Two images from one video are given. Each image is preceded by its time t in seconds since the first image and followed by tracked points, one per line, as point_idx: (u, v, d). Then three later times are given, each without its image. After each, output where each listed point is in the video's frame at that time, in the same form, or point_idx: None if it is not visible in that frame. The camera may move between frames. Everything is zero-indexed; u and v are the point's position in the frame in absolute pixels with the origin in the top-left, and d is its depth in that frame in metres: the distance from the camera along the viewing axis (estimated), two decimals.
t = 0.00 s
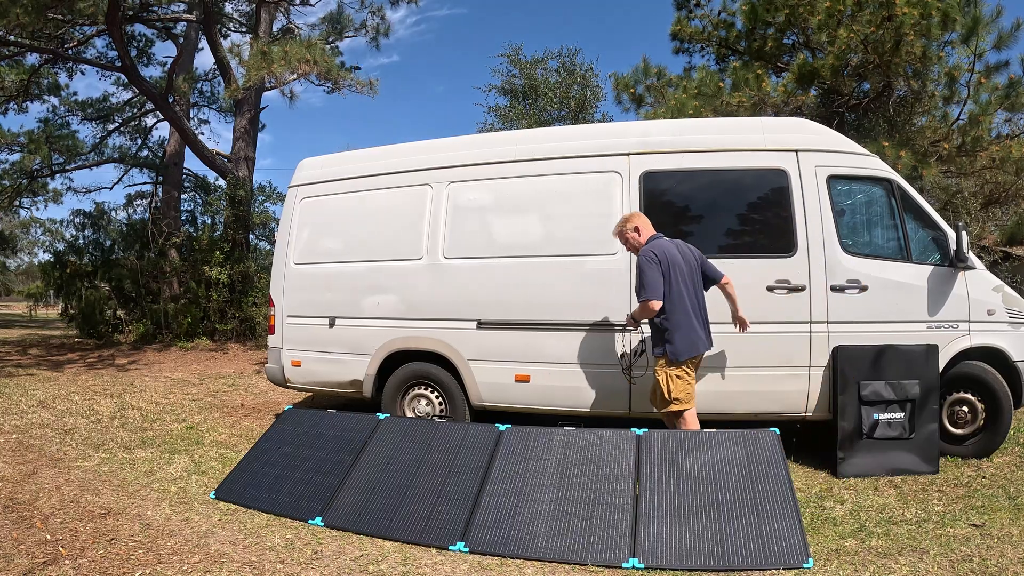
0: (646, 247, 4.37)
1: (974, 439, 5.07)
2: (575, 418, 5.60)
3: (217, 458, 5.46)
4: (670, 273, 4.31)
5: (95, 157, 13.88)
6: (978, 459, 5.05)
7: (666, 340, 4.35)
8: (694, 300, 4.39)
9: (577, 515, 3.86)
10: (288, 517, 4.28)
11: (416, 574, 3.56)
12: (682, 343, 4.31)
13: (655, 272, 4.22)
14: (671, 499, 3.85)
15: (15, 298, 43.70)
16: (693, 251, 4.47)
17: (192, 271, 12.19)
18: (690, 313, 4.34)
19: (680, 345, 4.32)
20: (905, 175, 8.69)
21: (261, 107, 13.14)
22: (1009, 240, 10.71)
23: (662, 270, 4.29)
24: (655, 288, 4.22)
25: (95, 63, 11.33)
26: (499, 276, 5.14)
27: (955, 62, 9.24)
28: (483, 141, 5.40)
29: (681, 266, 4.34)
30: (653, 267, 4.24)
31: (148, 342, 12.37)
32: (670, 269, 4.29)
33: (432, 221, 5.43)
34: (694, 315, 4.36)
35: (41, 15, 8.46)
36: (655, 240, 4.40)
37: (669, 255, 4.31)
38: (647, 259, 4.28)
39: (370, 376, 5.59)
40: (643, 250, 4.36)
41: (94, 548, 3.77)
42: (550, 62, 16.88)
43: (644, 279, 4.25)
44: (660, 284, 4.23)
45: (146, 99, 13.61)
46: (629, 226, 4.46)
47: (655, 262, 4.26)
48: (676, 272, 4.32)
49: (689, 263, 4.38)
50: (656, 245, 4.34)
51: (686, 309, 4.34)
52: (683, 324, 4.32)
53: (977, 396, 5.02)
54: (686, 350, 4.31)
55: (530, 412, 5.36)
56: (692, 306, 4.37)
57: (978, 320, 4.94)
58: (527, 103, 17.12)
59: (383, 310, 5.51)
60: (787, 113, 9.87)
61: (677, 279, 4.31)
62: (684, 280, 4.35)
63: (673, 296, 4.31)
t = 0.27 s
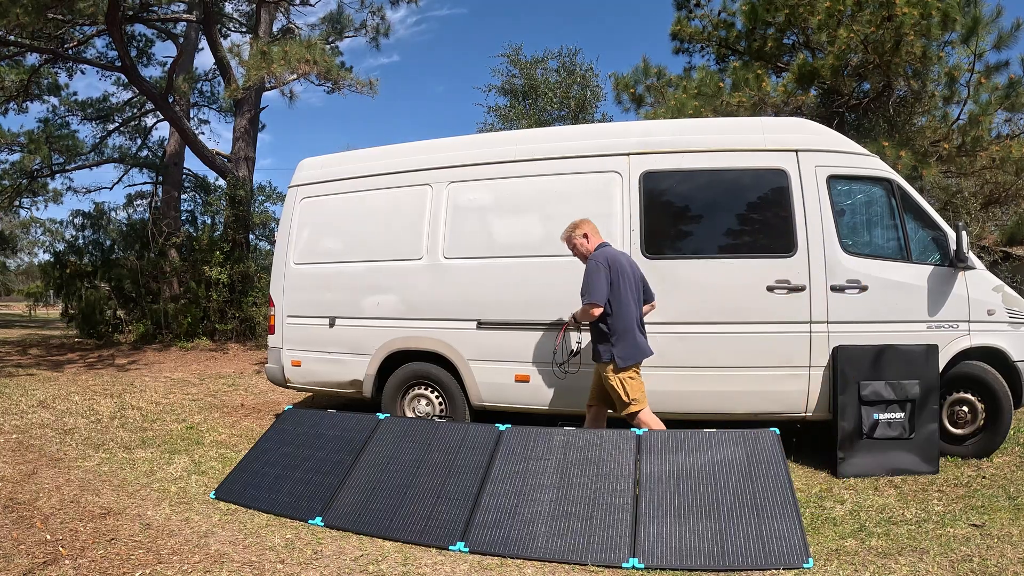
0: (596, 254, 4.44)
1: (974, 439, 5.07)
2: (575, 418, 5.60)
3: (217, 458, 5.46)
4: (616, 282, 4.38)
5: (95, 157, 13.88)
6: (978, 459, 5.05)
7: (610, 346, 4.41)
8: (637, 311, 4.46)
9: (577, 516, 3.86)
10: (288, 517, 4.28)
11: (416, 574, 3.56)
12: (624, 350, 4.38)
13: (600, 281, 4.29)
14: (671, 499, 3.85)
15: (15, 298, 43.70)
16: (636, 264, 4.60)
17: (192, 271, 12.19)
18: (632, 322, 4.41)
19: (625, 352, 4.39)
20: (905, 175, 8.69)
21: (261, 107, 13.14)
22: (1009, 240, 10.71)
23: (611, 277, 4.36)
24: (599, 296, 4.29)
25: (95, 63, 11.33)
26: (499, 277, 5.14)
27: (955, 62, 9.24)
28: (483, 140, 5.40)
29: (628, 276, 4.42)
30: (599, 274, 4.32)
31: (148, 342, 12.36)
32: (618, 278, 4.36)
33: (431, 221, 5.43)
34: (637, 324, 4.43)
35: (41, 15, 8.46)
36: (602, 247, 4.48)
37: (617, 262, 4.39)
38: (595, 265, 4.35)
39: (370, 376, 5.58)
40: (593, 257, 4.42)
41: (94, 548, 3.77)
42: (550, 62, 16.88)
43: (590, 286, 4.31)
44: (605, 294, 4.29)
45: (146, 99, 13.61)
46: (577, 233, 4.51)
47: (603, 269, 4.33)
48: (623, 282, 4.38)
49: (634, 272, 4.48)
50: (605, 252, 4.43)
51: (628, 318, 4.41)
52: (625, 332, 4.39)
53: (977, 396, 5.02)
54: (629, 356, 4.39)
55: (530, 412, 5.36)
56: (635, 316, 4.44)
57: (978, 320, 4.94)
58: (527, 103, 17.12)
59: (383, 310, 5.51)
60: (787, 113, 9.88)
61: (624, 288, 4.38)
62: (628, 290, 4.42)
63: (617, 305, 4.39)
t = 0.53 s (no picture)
0: (547, 246, 4.55)
1: (974, 439, 5.07)
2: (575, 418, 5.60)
3: (217, 458, 5.46)
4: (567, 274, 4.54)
5: (95, 157, 13.88)
6: (978, 459, 5.05)
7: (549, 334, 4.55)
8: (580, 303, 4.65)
9: (577, 516, 3.86)
10: (288, 517, 4.28)
11: (416, 574, 3.56)
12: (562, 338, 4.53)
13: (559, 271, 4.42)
14: (671, 499, 3.85)
15: (14, 298, 43.69)
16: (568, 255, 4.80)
17: (192, 271, 12.20)
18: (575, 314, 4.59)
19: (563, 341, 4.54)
20: (905, 175, 8.69)
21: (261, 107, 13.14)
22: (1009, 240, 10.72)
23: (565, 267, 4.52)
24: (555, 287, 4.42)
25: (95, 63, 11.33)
26: (500, 277, 5.14)
27: (955, 62, 9.24)
28: (483, 140, 5.40)
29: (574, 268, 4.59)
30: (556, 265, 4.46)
31: (148, 342, 12.36)
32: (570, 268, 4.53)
33: (431, 221, 5.43)
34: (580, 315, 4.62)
35: (41, 15, 8.46)
36: (549, 241, 4.60)
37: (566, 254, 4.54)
38: (552, 256, 4.47)
39: (370, 376, 5.58)
40: (545, 251, 4.52)
41: (94, 548, 3.77)
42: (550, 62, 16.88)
43: (548, 277, 4.42)
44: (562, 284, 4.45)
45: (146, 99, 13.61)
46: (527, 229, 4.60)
47: (559, 259, 4.47)
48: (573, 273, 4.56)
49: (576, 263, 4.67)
50: (555, 244, 4.56)
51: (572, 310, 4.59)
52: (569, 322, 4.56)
53: (977, 396, 5.02)
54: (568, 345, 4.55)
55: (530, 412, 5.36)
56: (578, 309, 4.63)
57: (977, 320, 4.94)
58: (527, 103, 17.12)
59: (383, 310, 5.51)
60: (787, 113, 9.88)
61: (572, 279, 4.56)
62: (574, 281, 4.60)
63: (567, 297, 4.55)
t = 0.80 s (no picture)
0: (485, 257, 4.55)
1: (974, 439, 5.07)
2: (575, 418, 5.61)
3: (217, 458, 5.46)
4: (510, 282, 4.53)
5: (95, 157, 13.88)
6: (978, 459, 5.05)
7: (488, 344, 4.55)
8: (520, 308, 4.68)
9: (577, 515, 3.86)
10: (288, 517, 4.28)
11: (416, 574, 3.56)
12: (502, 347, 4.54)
13: (505, 282, 4.40)
14: (671, 498, 3.86)
15: (14, 298, 43.68)
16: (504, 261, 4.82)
17: (192, 271, 12.20)
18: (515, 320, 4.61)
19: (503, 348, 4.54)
20: (905, 175, 8.69)
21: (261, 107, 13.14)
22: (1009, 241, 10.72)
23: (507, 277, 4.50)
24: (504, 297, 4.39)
25: (95, 63, 11.33)
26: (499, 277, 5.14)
27: (955, 62, 9.24)
28: (483, 141, 5.40)
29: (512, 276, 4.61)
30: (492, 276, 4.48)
31: (148, 342, 12.36)
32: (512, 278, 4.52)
33: (432, 221, 5.43)
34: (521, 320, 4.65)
35: (40, 15, 8.45)
36: (488, 251, 4.61)
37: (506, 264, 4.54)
38: (492, 267, 4.45)
39: (370, 376, 5.58)
40: (483, 262, 4.52)
41: (94, 548, 3.77)
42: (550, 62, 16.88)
43: (493, 287, 4.39)
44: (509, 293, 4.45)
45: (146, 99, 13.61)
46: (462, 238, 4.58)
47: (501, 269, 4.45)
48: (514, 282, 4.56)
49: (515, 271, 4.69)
50: (493, 254, 4.56)
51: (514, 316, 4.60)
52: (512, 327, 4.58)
53: (977, 396, 5.02)
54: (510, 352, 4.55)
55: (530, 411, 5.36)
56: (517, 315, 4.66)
57: (978, 320, 4.94)
58: (527, 103, 17.12)
59: (383, 310, 5.51)
60: (787, 113, 9.88)
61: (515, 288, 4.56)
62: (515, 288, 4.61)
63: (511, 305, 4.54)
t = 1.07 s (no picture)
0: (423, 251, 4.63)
1: (974, 439, 5.07)
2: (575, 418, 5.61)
3: (217, 458, 5.46)
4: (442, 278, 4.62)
5: (95, 157, 13.88)
6: (978, 459, 5.05)
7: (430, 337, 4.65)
8: (463, 302, 4.74)
9: (577, 516, 3.86)
10: (288, 517, 4.28)
11: (416, 574, 3.56)
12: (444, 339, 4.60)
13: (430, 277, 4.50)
14: (671, 498, 3.86)
15: (14, 298, 43.68)
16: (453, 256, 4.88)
17: (192, 271, 12.20)
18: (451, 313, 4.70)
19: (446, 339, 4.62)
20: (905, 175, 8.70)
21: (261, 107, 13.13)
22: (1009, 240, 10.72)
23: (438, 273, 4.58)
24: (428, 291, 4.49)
25: (95, 63, 11.33)
26: (499, 277, 5.14)
27: (955, 62, 9.24)
28: (483, 141, 5.40)
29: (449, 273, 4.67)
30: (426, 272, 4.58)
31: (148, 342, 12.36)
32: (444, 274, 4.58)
33: (432, 221, 5.43)
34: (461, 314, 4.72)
35: (40, 15, 8.45)
36: (429, 245, 4.68)
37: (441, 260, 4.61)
38: (423, 262, 4.53)
39: (370, 376, 5.58)
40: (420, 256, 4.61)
41: (94, 548, 3.77)
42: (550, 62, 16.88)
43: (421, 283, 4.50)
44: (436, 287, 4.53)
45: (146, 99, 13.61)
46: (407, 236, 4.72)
47: (432, 265, 4.53)
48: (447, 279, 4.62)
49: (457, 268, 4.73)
50: (431, 249, 4.63)
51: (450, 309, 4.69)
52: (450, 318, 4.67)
53: (977, 396, 5.02)
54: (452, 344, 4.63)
55: (530, 411, 5.36)
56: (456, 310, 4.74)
57: (978, 320, 4.94)
58: (527, 103, 17.12)
59: (383, 310, 5.51)
60: (787, 113, 9.89)
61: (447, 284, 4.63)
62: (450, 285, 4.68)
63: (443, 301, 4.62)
